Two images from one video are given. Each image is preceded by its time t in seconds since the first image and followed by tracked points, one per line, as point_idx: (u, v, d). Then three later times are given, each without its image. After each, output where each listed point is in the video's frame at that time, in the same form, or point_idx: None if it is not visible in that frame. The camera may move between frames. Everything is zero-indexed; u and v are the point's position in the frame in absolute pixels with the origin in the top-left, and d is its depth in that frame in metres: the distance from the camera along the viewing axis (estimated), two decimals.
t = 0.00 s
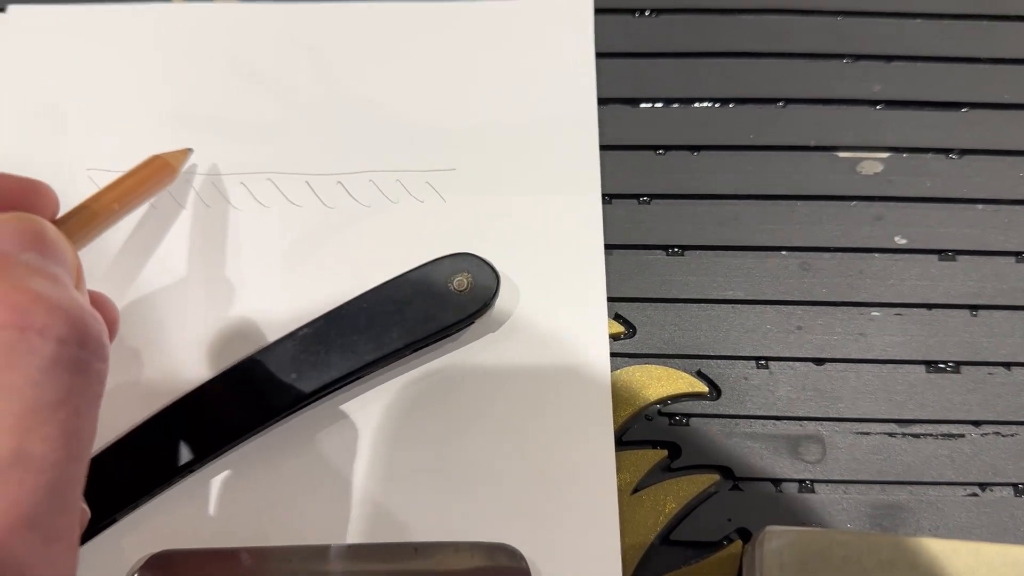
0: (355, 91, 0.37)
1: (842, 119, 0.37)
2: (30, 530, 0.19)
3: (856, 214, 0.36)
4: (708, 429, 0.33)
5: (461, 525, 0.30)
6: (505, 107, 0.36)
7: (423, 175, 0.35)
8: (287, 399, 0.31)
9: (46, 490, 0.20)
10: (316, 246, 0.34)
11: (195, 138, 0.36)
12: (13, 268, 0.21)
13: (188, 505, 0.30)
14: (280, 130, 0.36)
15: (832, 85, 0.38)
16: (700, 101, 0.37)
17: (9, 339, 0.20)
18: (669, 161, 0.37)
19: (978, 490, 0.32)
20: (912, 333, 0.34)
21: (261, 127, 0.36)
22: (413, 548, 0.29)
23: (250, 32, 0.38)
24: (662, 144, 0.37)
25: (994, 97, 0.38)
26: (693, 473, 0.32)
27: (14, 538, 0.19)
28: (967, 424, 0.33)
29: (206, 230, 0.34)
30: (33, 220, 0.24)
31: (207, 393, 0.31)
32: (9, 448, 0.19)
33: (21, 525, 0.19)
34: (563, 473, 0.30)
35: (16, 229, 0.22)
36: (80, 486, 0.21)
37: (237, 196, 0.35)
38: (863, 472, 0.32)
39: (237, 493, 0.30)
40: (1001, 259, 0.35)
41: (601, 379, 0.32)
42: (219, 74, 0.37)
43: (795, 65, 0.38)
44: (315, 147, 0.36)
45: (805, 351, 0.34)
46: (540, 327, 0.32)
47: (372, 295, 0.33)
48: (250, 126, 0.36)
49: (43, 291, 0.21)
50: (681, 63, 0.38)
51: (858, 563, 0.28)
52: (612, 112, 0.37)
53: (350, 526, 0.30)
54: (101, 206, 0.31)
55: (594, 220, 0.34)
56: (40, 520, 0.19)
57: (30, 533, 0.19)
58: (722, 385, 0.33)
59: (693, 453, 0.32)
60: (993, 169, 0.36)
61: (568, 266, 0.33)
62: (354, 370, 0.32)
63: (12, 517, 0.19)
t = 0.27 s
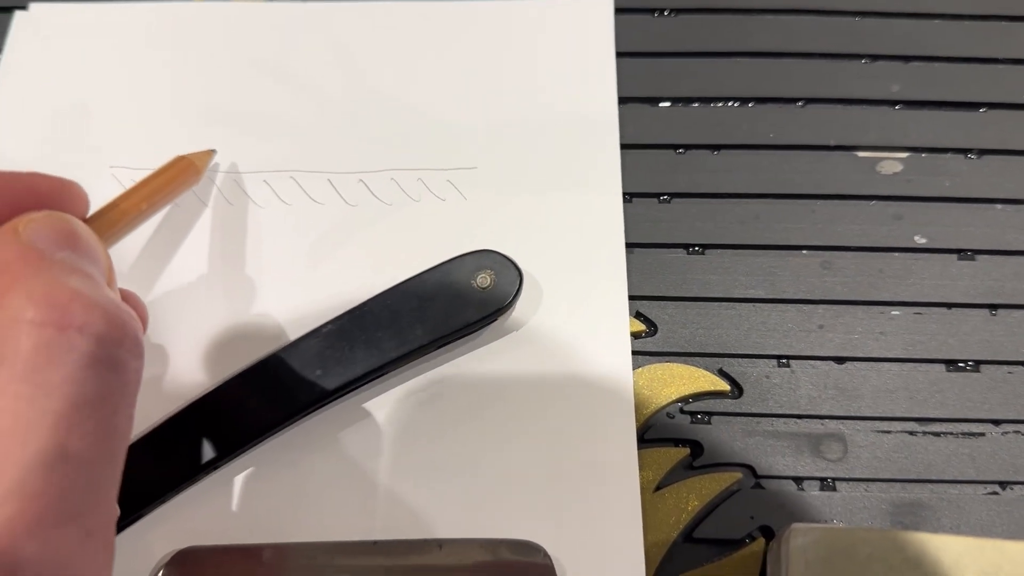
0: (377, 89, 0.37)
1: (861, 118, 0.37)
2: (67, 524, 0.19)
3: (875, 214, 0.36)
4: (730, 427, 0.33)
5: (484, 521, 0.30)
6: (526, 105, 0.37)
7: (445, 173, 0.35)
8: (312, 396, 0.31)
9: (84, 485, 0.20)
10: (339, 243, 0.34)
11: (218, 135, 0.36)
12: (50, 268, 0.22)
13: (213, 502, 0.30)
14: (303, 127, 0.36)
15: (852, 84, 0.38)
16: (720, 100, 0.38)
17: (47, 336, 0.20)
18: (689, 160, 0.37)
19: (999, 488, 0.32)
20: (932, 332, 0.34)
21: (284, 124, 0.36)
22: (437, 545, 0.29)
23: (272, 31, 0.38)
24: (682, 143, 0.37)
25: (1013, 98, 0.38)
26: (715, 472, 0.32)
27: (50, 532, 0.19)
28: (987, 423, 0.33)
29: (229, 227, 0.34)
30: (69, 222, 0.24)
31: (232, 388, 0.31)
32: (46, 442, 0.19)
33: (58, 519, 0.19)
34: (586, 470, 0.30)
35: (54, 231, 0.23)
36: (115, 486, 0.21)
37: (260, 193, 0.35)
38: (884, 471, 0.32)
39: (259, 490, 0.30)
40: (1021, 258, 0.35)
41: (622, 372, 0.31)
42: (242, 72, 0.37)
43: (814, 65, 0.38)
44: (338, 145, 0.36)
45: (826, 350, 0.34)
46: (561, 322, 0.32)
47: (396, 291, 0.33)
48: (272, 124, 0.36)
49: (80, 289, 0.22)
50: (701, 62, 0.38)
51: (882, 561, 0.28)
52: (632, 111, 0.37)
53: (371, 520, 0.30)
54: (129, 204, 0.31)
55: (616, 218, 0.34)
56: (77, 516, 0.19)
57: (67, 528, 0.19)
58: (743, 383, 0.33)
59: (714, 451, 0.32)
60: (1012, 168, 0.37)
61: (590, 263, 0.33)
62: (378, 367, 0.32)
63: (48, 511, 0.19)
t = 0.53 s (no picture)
0: (382, 79, 0.37)
1: (864, 107, 0.38)
2: (70, 500, 0.19)
3: (878, 202, 0.36)
4: (733, 412, 0.33)
5: (488, 504, 0.30)
6: (530, 94, 0.37)
7: (450, 161, 0.35)
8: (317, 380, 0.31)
9: (86, 463, 0.20)
10: (345, 230, 0.34)
11: (226, 124, 0.36)
12: (47, 247, 0.21)
13: (220, 484, 0.30)
14: (309, 116, 0.36)
15: (854, 74, 0.38)
16: (724, 89, 0.38)
17: (48, 314, 0.20)
18: (692, 148, 0.37)
19: (1000, 473, 0.32)
20: (934, 318, 0.34)
21: (290, 113, 0.36)
22: (443, 527, 0.29)
23: (279, 21, 0.38)
24: (686, 131, 0.37)
25: (1015, 88, 0.38)
26: (717, 457, 0.32)
27: (54, 509, 0.19)
28: (988, 409, 0.33)
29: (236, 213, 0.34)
30: (63, 201, 0.24)
31: (238, 372, 0.32)
32: (47, 420, 0.19)
33: (61, 496, 0.19)
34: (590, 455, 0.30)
35: (49, 211, 0.22)
36: (120, 459, 0.21)
37: (266, 180, 0.35)
38: (886, 455, 0.32)
39: (265, 472, 0.31)
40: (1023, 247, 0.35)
41: (627, 357, 0.32)
42: (249, 61, 0.37)
43: (817, 55, 0.39)
44: (343, 133, 0.36)
45: (828, 336, 0.34)
46: (566, 308, 0.33)
47: (402, 277, 0.33)
48: (278, 112, 0.36)
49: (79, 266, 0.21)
50: (705, 51, 0.39)
51: (884, 543, 0.29)
52: (636, 101, 0.38)
53: (377, 504, 0.30)
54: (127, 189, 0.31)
55: (620, 206, 0.34)
56: (81, 492, 0.19)
57: (71, 504, 0.19)
58: (746, 369, 0.33)
59: (717, 436, 0.33)
60: (1014, 157, 0.37)
61: (595, 250, 0.34)
62: (383, 352, 0.32)
63: (50, 488, 0.19)
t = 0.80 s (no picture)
0: (377, 74, 0.37)
1: (860, 102, 0.37)
2: (73, 489, 0.19)
3: (874, 197, 0.36)
4: (727, 408, 0.33)
5: (480, 498, 0.30)
6: (524, 88, 0.37)
7: (444, 155, 0.35)
8: (309, 374, 0.31)
9: (91, 453, 0.20)
10: (338, 223, 0.34)
11: (220, 117, 0.36)
12: (60, 239, 0.21)
13: (211, 478, 0.30)
14: (304, 110, 0.36)
15: (851, 68, 0.38)
16: (719, 84, 0.38)
17: (58, 306, 0.20)
18: (687, 143, 0.37)
19: (996, 469, 0.32)
20: (930, 314, 0.34)
21: (284, 107, 0.36)
22: (435, 523, 0.29)
23: (273, 15, 0.38)
24: (681, 126, 0.37)
25: (1012, 82, 0.38)
26: (711, 452, 0.32)
27: (56, 496, 0.19)
28: (985, 405, 0.33)
29: (229, 207, 0.34)
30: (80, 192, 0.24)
31: (230, 365, 0.31)
32: (54, 408, 0.19)
33: (64, 484, 0.19)
34: (584, 450, 0.30)
35: (66, 202, 0.22)
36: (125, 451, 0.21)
37: (260, 174, 0.35)
38: (881, 451, 0.32)
39: (256, 467, 0.30)
40: (1020, 242, 0.35)
41: (620, 351, 0.32)
42: (244, 55, 0.37)
43: (814, 49, 0.38)
44: (337, 127, 0.36)
45: (824, 331, 0.34)
46: (559, 302, 0.33)
47: (394, 269, 0.33)
48: (273, 107, 0.36)
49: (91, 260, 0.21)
50: (700, 46, 0.38)
51: (879, 537, 0.28)
52: (631, 96, 0.38)
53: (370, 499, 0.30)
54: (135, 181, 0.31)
55: (614, 201, 0.34)
56: (84, 481, 0.20)
57: (74, 492, 0.19)
58: (741, 364, 0.33)
59: (711, 432, 0.32)
60: (1012, 152, 0.37)
61: (589, 244, 0.33)
62: (375, 346, 0.32)
63: (54, 476, 0.19)
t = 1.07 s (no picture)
0: (377, 78, 0.37)
1: (860, 107, 0.37)
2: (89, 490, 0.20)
3: (874, 202, 0.36)
4: (727, 412, 0.33)
5: (481, 502, 0.30)
6: (524, 92, 0.37)
7: (445, 160, 0.35)
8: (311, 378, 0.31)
9: (107, 454, 0.21)
10: (340, 228, 0.34)
11: (221, 122, 0.36)
12: (78, 247, 0.22)
13: (211, 483, 0.30)
14: (305, 115, 0.36)
15: (852, 73, 0.38)
16: (719, 89, 0.38)
17: (79, 312, 0.20)
18: (688, 148, 0.37)
19: (995, 475, 0.32)
20: (930, 319, 0.34)
21: (286, 111, 0.36)
22: (436, 527, 0.29)
23: (274, 19, 0.38)
24: (681, 130, 0.37)
25: (1012, 87, 0.38)
26: (711, 457, 0.32)
27: (74, 496, 0.20)
28: (984, 410, 0.33)
29: (231, 212, 0.34)
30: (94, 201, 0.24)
31: (233, 370, 0.32)
32: (73, 412, 0.20)
33: (82, 485, 0.20)
34: (583, 452, 0.30)
35: (79, 210, 0.23)
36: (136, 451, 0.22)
37: (262, 179, 0.35)
38: (881, 456, 0.32)
39: (256, 472, 0.30)
40: (1019, 247, 0.35)
41: (621, 355, 0.32)
42: (245, 60, 0.37)
43: (814, 54, 0.38)
44: (339, 131, 0.36)
45: (824, 336, 0.34)
46: (559, 306, 0.33)
47: (396, 274, 0.33)
48: (274, 110, 0.36)
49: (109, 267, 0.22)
50: (701, 51, 0.38)
51: (878, 543, 0.28)
52: (631, 100, 0.38)
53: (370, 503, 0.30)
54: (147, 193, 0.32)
55: (615, 206, 0.34)
56: (99, 481, 0.20)
57: (90, 493, 0.20)
58: (741, 369, 0.33)
59: (712, 436, 0.33)
60: (1011, 157, 0.37)
61: (589, 249, 0.33)
62: (378, 350, 0.32)
63: (73, 477, 0.20)
